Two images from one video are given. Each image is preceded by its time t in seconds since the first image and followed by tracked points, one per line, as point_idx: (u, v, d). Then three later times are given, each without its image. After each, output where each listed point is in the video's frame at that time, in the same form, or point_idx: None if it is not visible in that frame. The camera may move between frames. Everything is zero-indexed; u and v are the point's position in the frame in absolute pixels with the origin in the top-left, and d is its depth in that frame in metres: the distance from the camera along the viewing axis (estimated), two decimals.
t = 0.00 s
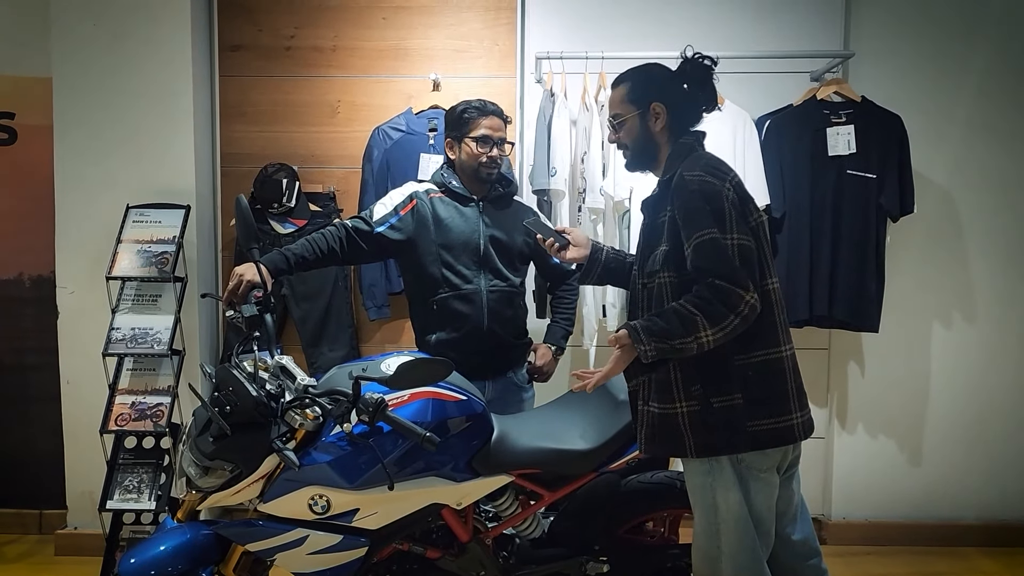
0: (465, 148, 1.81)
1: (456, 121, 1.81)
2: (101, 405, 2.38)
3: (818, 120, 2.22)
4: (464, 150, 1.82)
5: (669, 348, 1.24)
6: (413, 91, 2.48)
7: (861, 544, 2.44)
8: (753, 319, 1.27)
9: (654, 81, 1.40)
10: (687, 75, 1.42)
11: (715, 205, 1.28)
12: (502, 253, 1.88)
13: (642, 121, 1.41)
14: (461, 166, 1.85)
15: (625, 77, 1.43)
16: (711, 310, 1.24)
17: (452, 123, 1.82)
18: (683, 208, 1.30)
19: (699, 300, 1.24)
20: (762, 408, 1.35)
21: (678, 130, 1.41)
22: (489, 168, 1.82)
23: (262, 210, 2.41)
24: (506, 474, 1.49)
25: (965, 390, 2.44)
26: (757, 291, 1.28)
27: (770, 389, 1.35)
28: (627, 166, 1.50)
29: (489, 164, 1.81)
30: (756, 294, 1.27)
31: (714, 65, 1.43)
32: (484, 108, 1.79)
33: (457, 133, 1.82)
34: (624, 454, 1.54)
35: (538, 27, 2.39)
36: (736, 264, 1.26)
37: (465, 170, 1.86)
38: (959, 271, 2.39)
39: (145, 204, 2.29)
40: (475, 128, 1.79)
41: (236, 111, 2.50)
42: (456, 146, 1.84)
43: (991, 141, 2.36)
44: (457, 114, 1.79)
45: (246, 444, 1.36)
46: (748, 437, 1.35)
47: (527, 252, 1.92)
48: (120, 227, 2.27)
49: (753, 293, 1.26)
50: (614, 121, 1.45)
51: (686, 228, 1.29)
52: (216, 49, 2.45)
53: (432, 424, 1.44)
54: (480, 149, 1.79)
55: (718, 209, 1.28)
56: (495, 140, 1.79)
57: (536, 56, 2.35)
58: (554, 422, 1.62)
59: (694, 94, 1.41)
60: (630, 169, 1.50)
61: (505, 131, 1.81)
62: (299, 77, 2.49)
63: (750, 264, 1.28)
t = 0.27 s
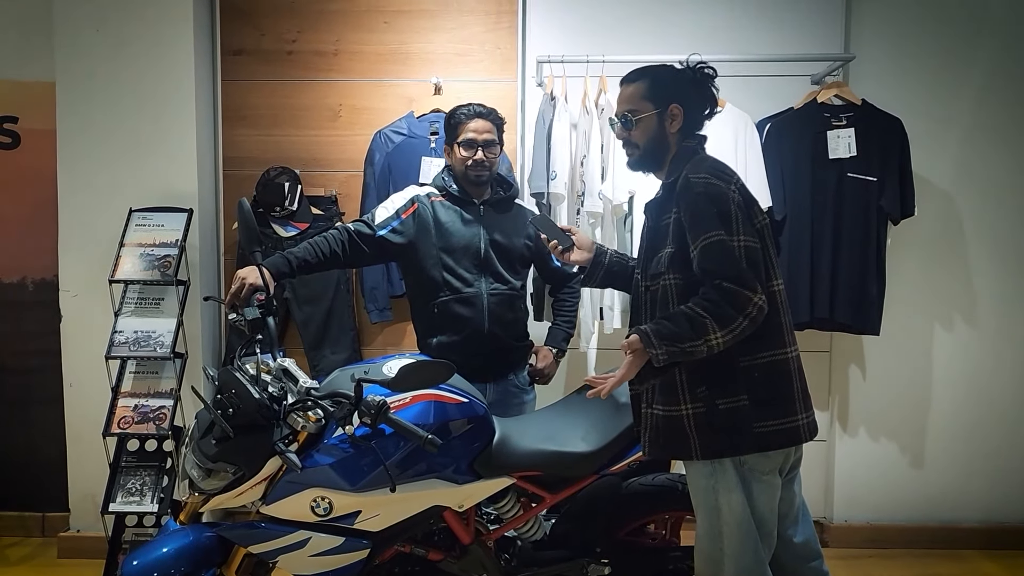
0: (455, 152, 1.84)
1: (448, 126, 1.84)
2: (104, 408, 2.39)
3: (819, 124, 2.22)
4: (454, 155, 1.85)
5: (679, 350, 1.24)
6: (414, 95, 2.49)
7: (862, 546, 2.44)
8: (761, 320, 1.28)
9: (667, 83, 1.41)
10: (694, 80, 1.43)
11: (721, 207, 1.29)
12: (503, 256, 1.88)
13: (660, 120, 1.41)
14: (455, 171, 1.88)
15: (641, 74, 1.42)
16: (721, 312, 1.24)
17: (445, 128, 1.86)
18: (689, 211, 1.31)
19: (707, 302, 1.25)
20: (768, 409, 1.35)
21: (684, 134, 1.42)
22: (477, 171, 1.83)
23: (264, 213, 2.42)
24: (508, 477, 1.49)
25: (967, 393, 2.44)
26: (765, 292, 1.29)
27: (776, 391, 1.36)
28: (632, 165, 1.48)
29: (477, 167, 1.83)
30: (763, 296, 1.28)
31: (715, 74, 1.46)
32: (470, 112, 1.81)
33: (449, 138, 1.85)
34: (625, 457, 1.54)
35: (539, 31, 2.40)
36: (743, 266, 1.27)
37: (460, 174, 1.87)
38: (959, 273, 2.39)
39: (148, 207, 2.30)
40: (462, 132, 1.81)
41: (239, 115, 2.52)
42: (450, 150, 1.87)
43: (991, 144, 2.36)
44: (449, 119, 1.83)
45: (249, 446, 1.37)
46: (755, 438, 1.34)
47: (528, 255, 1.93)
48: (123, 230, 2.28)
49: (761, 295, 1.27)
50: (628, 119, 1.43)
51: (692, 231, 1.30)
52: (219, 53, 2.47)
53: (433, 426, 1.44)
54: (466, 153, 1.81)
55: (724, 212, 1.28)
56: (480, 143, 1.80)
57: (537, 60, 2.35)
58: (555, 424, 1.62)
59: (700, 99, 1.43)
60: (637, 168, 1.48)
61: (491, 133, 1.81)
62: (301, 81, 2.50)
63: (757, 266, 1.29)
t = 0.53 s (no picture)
0: (450, 154, 1.85)
1: (443, 128, 1.86)
2: (104, 409, 2.39)
3: (819, 124, 2.22)
4: (449, 156, 1.86)
5: (679, 346, 1.24)
6: (414, 96, 2.49)
7: (862, 546, 2.44)
8: (761, 316, 1.28)
9: (671, 82, 1.41)
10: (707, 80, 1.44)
11: (721, 205, 1.29)
12: (502, 256, 1.89)
13: (654, 121, 1.43)
14: (451, 172, 1.88)
15: (647, 73, 1.44)
16: (720, 309, 1.24)
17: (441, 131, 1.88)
18: (689, 207, 1.31)
19: (706, 300, 1.25)
20: (768, 407, 1.36)
21: (687, 133, 1.42)
22: (473, 171, 1.83)
23: (265, 214, 2.42)
24: (508, 476, 1.50)
25: (966, 393, 2.44)
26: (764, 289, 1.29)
27: (776, 388, 1.36)
28: (631, 161, 1.52)
29: (472, 167, 1.83)
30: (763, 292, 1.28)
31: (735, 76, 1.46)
32: (465, 113, 1.83)
33: (444, 140, 1.87)
34: (625, 456, 1.54)
35: (540, 32, 2.40)
36: (744, 263, 1.27)
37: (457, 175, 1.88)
38: (959, 273, 2.40)
39: (149, 208, 2.31)
40: (457, 133, 1.82)
41: (239, 116, 2.52)
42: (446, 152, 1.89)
43: (991, 144, 2.36)
44: (445, 121, 1.85)
45: (250, 445, 1.37)
46: (755, 435, 1.35)
47: (526, 255, 1.93)
48: (124, 231, 2.28)
49: (761, 292, 1.27)
50: (627, 116, 1.46)
51: (693, 228, 1.30)
52: (220, 54, 2.47)
53: (434, 426, 1.45)
54: (460, 154, 1.82)
55: (725, 209, 1.29)
56: (474, 144, 1.81)
57: (537, 60, 2.36)
58: (555, 424, 1.62)
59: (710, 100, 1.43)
60: (635, 164, 1.51)
61: (485, 133, 1.82)
62: (302, 82, 2.50)
63: (756, 263, 1.29)
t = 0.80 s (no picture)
0: (449, 150, 1.84)
1: (442, 125, 1.86)
2: (104, 408, 2.40)
3: (817, 122, 2.22)
4: (447, 153, 1.86)
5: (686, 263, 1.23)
6: (414, 95, 2.50)
7: (860, 543, 2.45)
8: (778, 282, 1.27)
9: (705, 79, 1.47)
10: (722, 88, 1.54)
11: (755, 179, 1.28)
12: (500, 254, 1.89)
13: (697, 108, 1.46)
14: (451, 169, 1.88)
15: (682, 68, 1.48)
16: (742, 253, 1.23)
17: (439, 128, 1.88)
18: (722, 171, 1.31)
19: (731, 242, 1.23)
20: (770, 397, 1.36)
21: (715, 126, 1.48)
22: (472, 167, 1.83)
23: (264, 213, 2.43)
24: (509, 474, 1.50)
25: (964, 390, 2.45)
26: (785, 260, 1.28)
27: (780, 380, 1.36)
28: (662, 153, 1.50)
29: (471, 164, 1.83)
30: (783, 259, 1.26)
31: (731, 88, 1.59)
32: (463, 110, 1.82)
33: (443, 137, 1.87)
34: (625, 453, 1.55)
35: (539, 31, 2.40)
36: (770, 229, 1.26)
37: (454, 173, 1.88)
38: (956, 270, 2.40)
39: (148, 207, 2.31)
40: (457, 129, 1.82)
41: (238, 116, 2.52)
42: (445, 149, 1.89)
43: (988, 142, 2.37)
44: (443, 118, 1.85)
45: (251, 443, 1.37)
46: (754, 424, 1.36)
47: (525, 252, 1.94)
48: (124, 230, 2.29)
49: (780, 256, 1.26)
50: (670, 100, 1.45)
51: (722, 188, 1.30)
52: (219, 54, 2.47)
53: (434, 423, 1.45)
54: (460, 150, 1.82)
55: (758, 178, 1.29)
56: (474, 139, 1.81)
57: (536, 59, 2.36)
58: (554, 422, 1.63)
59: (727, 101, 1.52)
60: (663, 155, 1.50)
61: (485, 130, 1.81)
62: (301, 81, 2.51)
63: (780, 237, 1.28)
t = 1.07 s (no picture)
0: (465, 146, 1.85)
1: (453, 121, 1.85)
2: (111, 406, 2.41)
3: (821, 120, 2.22)
4: (462, 149, 1.86)
5: (718, 191, 1.30)
6: (418, 94, 2.50)
7: (864, 541, 2.45)
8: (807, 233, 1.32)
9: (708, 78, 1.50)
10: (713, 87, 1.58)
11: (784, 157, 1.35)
12: (506, 251, 1.90)
13: (706, 110, 1.48)
14: (461, 166, 1.88)
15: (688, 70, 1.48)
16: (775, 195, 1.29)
17: (448, 125, 1.87)
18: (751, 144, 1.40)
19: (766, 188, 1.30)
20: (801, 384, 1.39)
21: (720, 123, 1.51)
22: (489, 164, 1.85)
23: (269, 213, 2.43)
24: (514, 471, 1.51)
25: (969, 388, 2.44)
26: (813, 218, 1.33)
27: (811, 367, 1.39)
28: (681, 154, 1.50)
29: (489, 161, 1.85)
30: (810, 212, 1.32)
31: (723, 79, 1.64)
32: (478, 107, 1.84)
33: (453, 134, 1.86)
34: (630, 450, 1.54)
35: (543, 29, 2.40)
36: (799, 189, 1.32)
37: (465, 171, 1.88)
38: (961, 268, 2.40)
39: (154, 207, 2.32)
40: (473, 126, 1.83)
41: (243, 116, 2.53)
42: (454, 147, 1.88)
43: (993, 140, 2.37)
44: (455, 114, 1.84)
45: (257, 440, 1.38)
46: (787, 410, 1.38)
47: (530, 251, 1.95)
48: (130, 230, 2.30)
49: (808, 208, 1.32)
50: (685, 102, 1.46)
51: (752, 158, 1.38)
52: (224, 54, 2.48)
53: (439, 421, 1.45)
54: (479, 146, 1.83)
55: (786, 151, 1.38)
56: (491, 136, 1.83)
57: (540, 58, 2.36)
58: (559, 419, 1.63)
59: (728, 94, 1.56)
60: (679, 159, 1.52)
61: (500, 127, 1.86)
62: (305, 81, 2.52)
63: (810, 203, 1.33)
